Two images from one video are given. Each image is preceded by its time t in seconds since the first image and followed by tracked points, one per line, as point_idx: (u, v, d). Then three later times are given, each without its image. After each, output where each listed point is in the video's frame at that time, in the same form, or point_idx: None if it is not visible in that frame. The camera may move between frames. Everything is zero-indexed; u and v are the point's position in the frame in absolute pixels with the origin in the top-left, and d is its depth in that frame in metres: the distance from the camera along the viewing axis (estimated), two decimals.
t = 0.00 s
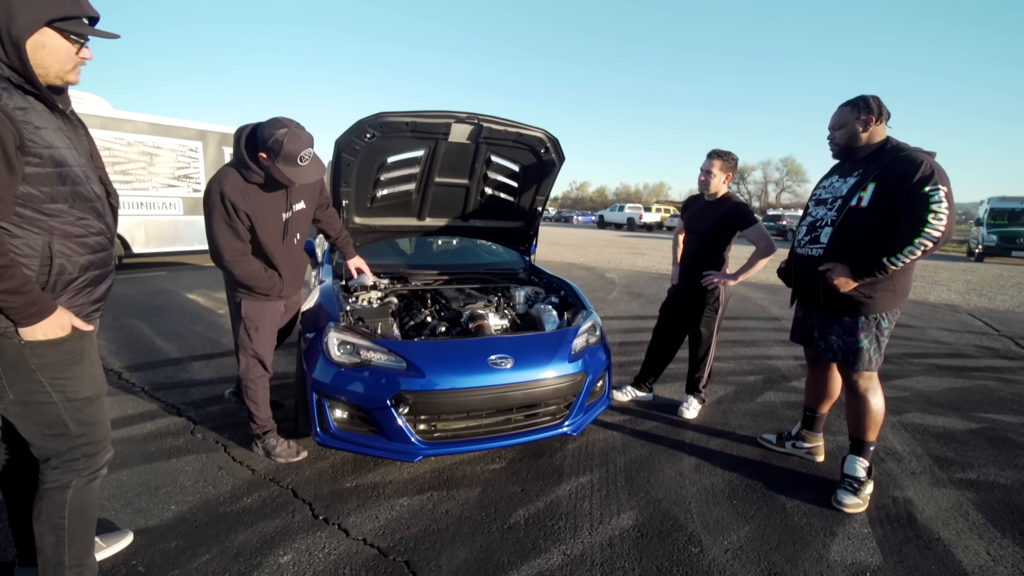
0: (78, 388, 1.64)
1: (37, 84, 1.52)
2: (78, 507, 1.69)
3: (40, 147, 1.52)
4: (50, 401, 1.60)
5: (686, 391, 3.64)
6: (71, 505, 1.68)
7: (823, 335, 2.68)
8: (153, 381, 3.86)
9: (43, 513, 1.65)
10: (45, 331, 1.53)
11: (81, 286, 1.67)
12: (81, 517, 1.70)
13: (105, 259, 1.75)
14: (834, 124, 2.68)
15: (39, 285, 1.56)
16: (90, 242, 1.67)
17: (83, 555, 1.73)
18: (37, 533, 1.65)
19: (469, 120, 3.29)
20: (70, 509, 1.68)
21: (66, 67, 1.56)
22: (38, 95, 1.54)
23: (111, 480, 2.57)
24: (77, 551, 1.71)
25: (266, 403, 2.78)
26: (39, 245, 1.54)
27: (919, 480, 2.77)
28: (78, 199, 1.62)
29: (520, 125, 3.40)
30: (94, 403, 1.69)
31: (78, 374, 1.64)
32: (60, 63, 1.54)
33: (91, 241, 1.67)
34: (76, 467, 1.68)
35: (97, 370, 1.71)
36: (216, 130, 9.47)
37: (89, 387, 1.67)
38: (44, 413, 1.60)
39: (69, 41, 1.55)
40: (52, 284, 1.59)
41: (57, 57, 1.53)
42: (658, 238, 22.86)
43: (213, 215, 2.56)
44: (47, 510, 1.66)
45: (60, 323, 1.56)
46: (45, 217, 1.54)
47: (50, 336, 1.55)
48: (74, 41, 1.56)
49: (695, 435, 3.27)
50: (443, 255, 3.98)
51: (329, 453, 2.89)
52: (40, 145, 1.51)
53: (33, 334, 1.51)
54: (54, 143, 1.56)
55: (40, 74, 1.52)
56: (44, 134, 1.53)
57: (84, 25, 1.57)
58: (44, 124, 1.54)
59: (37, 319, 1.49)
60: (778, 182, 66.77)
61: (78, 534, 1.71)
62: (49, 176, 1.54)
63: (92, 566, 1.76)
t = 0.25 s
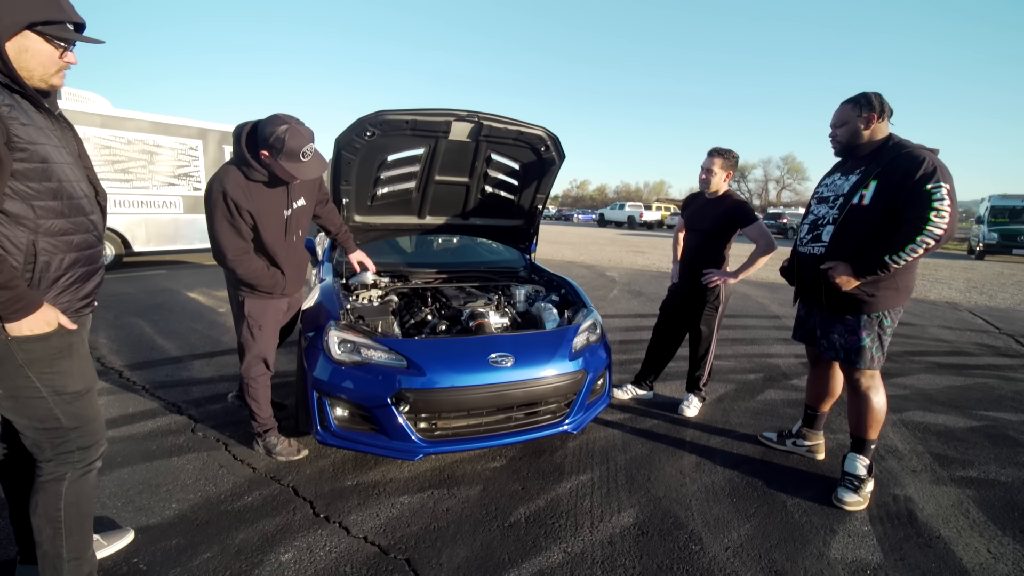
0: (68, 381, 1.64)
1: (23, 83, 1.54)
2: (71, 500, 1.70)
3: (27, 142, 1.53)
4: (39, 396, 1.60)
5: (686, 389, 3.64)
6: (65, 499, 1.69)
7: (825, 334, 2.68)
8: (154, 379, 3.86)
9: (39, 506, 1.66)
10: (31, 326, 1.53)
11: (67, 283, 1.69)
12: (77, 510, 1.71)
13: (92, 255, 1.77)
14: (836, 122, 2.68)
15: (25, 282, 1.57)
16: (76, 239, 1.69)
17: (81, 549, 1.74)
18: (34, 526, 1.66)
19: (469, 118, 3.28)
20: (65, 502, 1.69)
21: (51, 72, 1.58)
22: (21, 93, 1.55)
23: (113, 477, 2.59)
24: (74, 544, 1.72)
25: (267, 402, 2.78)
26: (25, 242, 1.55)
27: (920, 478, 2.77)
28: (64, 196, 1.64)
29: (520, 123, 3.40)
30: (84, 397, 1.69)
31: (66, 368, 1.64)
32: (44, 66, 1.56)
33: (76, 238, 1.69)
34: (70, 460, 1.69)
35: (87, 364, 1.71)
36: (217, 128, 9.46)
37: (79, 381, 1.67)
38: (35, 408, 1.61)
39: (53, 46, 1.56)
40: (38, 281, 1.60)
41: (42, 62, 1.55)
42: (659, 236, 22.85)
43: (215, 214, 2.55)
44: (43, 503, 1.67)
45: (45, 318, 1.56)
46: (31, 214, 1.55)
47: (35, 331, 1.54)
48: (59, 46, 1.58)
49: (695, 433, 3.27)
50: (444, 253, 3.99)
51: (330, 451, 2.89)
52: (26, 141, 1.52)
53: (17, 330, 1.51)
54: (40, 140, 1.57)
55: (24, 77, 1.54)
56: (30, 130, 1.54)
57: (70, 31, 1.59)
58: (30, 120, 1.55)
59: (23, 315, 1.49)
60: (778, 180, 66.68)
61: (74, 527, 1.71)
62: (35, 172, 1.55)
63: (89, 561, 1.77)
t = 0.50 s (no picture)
0: (55, 377, 1.65)
1: (10, 83, 1.56)
2: (60, 497, 1.71)
3: (13, 139, 1.52)
4: (26, 392, 1.61)
5: (686, 388, 3.64)
6: (53, 496, 1.69)
7: (825, 334, 2.68)
8: (155, 378, 3.86)
9: (27, 504, 1.66)
10: (20, 322, 1.52)
11: (58, 279, 1.70)
12: (66, 506, 1.72)
13: (82, 251, 1.78)
14: (838, 121, 2.68)
15: (15, 278, 1.58)
16: (65, 235, 1.70)
17: (74, 546, 1.74)
18: (23, 523, 1.66)
19: (469, 117, 3.28)
20: (53, 499, 1.69)
21: (41, 73, 1.62)
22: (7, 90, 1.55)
23: (113, 476, 2.59)
24: (66, 541, 1.72)
25: (267, 401, 2.79)
26: (14, 238, 1.55)
27: (920, 477, 2.77)
28: (53, 192, 1.65)
29: (520, 122, 3.40)
30: (72, 394, 1.70)
31: (53, 364, 1.64)
32: (32, 67, 1.59)
33: (66, 234, 1.70)
34: (56, 457, 1.70)
35: (74, 360, 1.72)
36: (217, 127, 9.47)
37: (66, 377, 1.67)
38: (22, 405, 1.61)
39: (41, 46, 1.59)
40: (27, 277, 1.60)
41: (31, 63, 1.58)
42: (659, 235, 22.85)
43: (228, 214, 2.54)
44: (30, 501, 1.67)
45: (36, 315, 1.55)
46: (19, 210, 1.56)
47: (25, 327, 1.53)
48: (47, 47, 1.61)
49: (695, 432, 3.27)
50: (444, 252, 3.98)
51: (331, 450, 2.89)
52: (15, 136, 1.53)
53: (7, 325, 1.50)
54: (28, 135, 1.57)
55: (14, 78, 1.58)
56: (18, 125, 1.54)
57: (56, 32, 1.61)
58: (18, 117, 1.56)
59: (14, 310, 1.48)
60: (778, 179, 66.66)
61: (65, 523, 1.72)
62: (23, 168, 1.56)
63: (84, 556, 1.78)
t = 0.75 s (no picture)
0: (44, 374, 1.65)
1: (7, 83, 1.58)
2: (51, 497, 1.71)
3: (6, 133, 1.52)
4: (15, 390, 1.61)
5: (686, 388, 3.64)
6: (43, 497, 1.69)
7: (826, 334, 2.68)
8: (155, 378, 3.87)
9: (18, 504, 1.67)
10: (12, 315, 1.51)
11: (53, 274, 1.70)
12: (57, 506, 1.72)
13: (77, 246, 1.78)
14: (839, 121, 2.68)
15: (9, 272, 1.57)
16: (59, 230, 1.70)
17: (68, 545, 1.74)
18: (16, 524, 1.67)
19: (469, 117, 3.29)
20: (43, 499, 1.69)
21: (36, 74, 1.64)
22: None
23: (113, 475, 2.60)
24: (59, 541, 1.72)
25: (267, 401, 2.79)
26: (8, 231, 1.55)
27: (919, 477, 2.77)
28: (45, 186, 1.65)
29: (520, 123, 3.40)
30: (62, 391, 1.70)
31: (45, 360, 1.65)
32: (28, 68, 1.61)
33: (60, 229, 1.70)
34: (45, 457, 1.70)
35: (65, 357, 1.72)
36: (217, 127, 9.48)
37: (56, 373, 1.68)
38: (13, 403, 1.61)
39: (35, 47, 1.61)
40: (22, 271, 1.60)
41: (27, 64, 1.60)
42: (658, 236, 22.85)
43: (223, 211, 2.55)
44: (21, 502, 1.67)
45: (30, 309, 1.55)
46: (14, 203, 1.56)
47: (17, 321, 1.52)
48: (40, 48, 1.63)
49: (695, 432, 3.28)
50: (445, 253, 3.98)
51: (331, 450, 2.89)
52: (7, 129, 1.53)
53: None
54: (20, 129, 1.57)
55: (9, 79, 1.60)
56: (9, 119, 1.55)
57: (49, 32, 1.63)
58: (8, 110, 1.56)
59: (4, 302, 1.47)
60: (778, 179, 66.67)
61: (57, 523, 1.72)
62: (16, 161, 1.55)
63: (80, 554, 1.78)
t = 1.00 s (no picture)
0: (44, 371, 1.66)
1: None
2: (50, 497, 1.71)
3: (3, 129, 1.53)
4: (16, 388, 1.61)
5: (686, 388, 3.65)
6: (42, 496, 1.70)
7: (826, 334, 2.69)
8: (156, 378, 3.87)
9: (18, 504, 1.67)
10: (11, 311, 1.51)
11: (52, 270, 1.70)
12: (57, 506, 1.72)
13: (76, 242, 1.79)
14: (840, 121, 2.68)
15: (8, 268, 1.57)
16: (57, 226, 1.71)
17: (67, 544, 1.75)
18: (16, 524, 1.68)
19: (469, 118, 3.29)
20: (43, 499, 1.70)
21: (21, 70, 1.63)
22: None
23: (114, 475, 2.60)
24: (59, 541, 1.73)
25: (268, 400, 2.79)
26: (6, 227, 1.54)
27: (919, 476, 2.78)
28: (43, 181, 1.65)
29: (521, 123, 3.41)
30: (61, 388, 1.71)
31: (42, 358, 1.65)
32: (12, 64, 1.61)
33: (58, 225, 1.71)
34: (43, 455, 1.70)
35: (65, 355, 1.72)
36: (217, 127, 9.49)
37: (54, 370, 1.68)
38: (13, 402, 1.62)
39: (20, 43, 1.60)
40: (21, 267, 1.60)
41: (9, 61, 1.59)
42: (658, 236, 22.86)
43: (221, 207, 2.54)
44: (21, 501, 1.67)
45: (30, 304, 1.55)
46: (13, 198, 1.56)
47: (17, 315, 1.52)
48: (27, 45, 1.62)
49: (695, 432, 3.28)
50: (445, 253, 3.99)
51: (332, 450, 2.90)
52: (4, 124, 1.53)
53: None
54: (15, 124, 1.58)
55: None
56: (6, 114, 1.55)
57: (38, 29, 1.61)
58: (4, 105, 1.56)
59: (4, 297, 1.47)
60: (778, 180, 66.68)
61: (57, 522, 1.72)
62: (14, 156, 1.56)
63: (80, 553, 1.78)
